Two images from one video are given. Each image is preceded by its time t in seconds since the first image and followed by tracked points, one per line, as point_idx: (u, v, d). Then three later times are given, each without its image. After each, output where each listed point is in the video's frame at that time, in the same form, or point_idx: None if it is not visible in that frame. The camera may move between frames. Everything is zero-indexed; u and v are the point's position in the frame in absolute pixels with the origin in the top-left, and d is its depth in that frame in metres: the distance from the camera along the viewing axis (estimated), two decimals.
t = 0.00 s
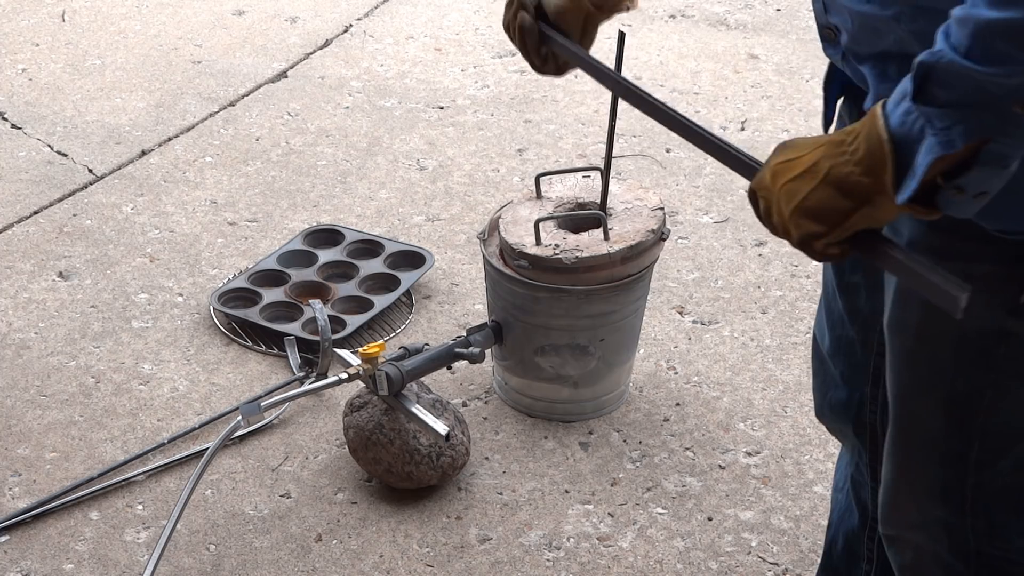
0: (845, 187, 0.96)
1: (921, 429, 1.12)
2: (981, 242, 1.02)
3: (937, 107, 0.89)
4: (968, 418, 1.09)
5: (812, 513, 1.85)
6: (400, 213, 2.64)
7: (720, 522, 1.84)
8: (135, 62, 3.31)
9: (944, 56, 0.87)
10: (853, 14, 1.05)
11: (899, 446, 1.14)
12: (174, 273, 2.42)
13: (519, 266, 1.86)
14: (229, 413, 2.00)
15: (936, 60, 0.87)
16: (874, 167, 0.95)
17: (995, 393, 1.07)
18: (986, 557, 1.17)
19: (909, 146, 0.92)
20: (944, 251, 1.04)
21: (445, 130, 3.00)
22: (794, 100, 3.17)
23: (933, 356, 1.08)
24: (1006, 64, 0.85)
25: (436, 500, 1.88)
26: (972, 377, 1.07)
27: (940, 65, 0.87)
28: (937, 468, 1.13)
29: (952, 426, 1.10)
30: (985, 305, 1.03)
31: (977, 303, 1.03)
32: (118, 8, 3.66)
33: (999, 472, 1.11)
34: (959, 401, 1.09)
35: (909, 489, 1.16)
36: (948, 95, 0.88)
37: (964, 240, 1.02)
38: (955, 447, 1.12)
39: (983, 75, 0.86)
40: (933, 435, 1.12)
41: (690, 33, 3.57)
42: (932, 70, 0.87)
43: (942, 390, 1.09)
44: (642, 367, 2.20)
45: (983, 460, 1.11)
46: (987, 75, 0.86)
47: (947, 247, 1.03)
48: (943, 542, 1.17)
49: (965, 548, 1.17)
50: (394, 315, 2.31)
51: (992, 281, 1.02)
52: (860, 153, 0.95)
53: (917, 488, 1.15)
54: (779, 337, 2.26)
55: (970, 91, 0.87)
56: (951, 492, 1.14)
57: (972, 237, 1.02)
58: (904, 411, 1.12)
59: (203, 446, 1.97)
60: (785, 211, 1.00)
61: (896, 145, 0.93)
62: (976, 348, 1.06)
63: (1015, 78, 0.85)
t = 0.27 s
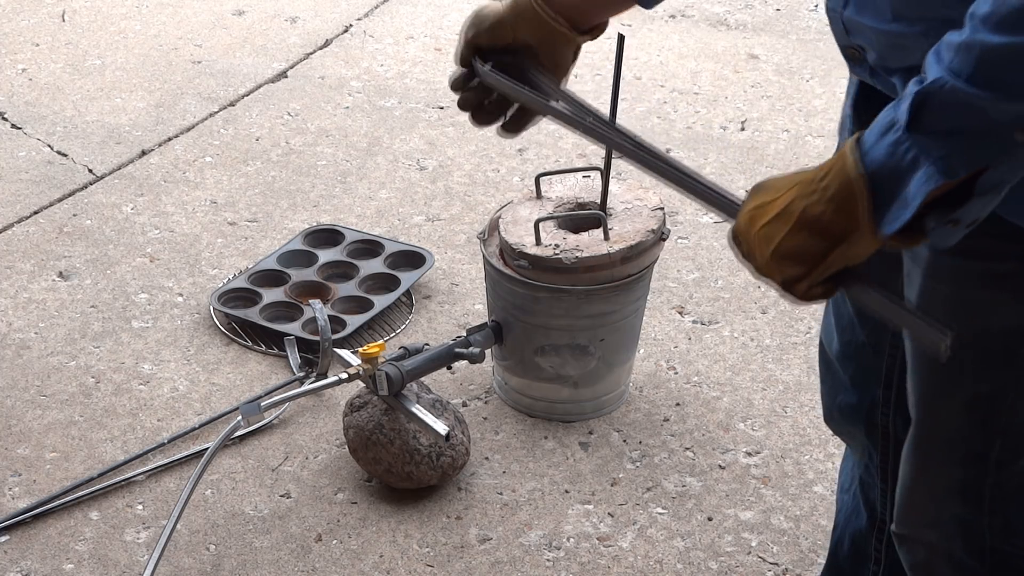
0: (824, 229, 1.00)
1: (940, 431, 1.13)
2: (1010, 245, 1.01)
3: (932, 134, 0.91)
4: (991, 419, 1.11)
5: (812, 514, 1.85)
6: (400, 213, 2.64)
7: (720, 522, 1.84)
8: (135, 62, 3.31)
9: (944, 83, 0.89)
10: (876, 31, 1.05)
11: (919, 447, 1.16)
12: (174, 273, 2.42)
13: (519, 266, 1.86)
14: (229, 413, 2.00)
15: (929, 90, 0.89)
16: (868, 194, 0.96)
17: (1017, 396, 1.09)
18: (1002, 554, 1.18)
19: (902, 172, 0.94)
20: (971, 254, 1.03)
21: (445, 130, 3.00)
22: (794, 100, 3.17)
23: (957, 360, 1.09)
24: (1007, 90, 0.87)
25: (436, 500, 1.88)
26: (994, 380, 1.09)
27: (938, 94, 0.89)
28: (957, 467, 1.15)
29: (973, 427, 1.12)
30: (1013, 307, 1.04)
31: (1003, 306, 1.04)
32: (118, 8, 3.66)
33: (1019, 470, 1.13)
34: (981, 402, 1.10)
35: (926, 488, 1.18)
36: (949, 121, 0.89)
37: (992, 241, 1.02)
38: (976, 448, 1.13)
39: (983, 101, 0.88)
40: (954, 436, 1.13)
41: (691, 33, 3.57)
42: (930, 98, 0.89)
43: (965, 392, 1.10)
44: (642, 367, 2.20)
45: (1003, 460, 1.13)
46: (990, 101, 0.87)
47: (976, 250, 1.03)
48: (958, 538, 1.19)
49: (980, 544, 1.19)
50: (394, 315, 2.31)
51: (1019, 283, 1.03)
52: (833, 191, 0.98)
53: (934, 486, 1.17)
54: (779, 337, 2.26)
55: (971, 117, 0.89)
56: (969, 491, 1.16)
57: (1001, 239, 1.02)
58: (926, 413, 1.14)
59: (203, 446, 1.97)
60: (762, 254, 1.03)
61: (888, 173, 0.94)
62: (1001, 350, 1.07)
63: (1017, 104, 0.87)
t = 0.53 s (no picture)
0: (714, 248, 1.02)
1: (955, 428, 1.10)
2: None
3: (836, 166, 0.91)
4: (1007, 416, 1.08)
5: (812, 514, 1.85)
6: (401, 213, 2.64)
7: (720, 522, 1.84)
8: (135, 62, 3.31)
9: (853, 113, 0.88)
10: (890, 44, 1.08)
11: (933, 445, 1.12)
12: (174, 273, 2.42)
13: (520, 266, 1.86)
14: (229, 413, 2.00)
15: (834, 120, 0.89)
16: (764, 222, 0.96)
17: None
18: (1012, 552, 1.16)
19: (801, 202, 0.93)
20: (990, 251, 1.01)
21: (445, 130, 3.00)
22: (794, 100, 3.17)
23: (975, 356, 1.06)
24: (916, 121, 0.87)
25: (436, 500, 1.88)
26: (1013, 375, 1.06)
27: (845, 124, 0.88)
28: (971, 465, 1.11)
29: (990, 424, 1.09)
30: None
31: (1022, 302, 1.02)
32: (118, 8, 3.66)
33: None
34: (999, 399, 1.07)
35: (938, 486, 1.14)
36: (856, 151, 0.89)
37: (1012, 238, 1.00)
38: (992, 445, 1.09)
39: (891, 131, 0.87)
40: (969, 433, 1.10)
41: (691, 33, 3.57)
42: (836, 129, 0.89)
43: (982, 388, 1.07)
44: (642, 367, 2.20)
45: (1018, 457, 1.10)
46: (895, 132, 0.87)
47: (995, 247, 1.00)
48: (968, 537, 1.16)
49: (990, 542, 1.16)
50: (394, 315, 2.31)
51: None
52: (725, 218, 1.00)
53: (947, 485, 1.13)
54: (779, 337, 2.26)
55: (878, 147, 0.88)
56: (982, 488, 1.12)
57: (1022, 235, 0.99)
58: (941, 411, 1.10)
59: (203, 446, 1.97)
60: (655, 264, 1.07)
61: (787, 204, 0.94)
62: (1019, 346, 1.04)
63: (925, 134, 0.87)
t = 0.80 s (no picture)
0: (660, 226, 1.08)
1: (955, 421, 1.08)
2: None
3: (768, 144, 0.90)
4: (1009, 411, 1.05)
5: (812, 514, 1.85)
6: (401, 213, 2.64)
7: (721, 522, 1.83)
8: (135, 62, 3.31)
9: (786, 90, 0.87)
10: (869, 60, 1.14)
11: (934, 440, 1.10)
12: (174, 273, 2.42)
13: (519, 266, 1.86)
14: (229, 413, 2.00)
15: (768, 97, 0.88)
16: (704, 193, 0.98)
17: None
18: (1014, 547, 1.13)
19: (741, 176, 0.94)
20: (994, 244, 0.98)
21: (445, 130, 3.00)
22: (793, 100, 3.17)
23: (977, 350, 1.03)
24: (843, 101, 0.85)
25: (436, 500, 1.88)
26: (1015, 369, 1.03)
27: (777, 102, 0.88)
28: (972, 460, 1.09)
29: (991, 419, 1.06)
30: None
31: None
32: (118, 8, 3.66)
33: None
34: (1001, 393, 1.05)
35: (939, 481, 1.12)
36: (789, 128, 0.88)
37: (1017, 231, 0.96)
38: (994, 440, 1.07)
39: (818, 109, 0.86)
40: (970, 427, 1.07)
41: (691, 33, 3.57)
42: (767, 107, 0.88)
43: (983, 382, 1.05)
44: (642, 367, 2.20)
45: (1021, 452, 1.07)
46: (822, 111, 0.86)
47: (998, 241, 0.97)
48: (970, 534, 1.14)
49: (992, 538, 1.13)
50: (394, 315, 2.31)
51: None
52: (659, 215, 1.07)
53: (948, 479, 1.11)
54: (779, 337, 2.26)
55: (809, 125, 0.87)
56: (984, 484, 1.10)
57: None
58: (943, 404, 1.08)
59: (203, 446, 1.97)
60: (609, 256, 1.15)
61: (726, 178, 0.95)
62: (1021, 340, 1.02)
63: (855, 115, 0.85)
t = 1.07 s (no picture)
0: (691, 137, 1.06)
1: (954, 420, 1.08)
2: None
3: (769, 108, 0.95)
4: (1008, 408, 1.05)
5: (812, 514, 1.85)
6: (401, 213, 2.64)
7: (721, 522, 1.84)
8: (135, 62, 3.31)
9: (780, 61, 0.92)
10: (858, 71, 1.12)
11: (933, 438, 1.10)
12: (174, 273, 2.42)
13: (519, 266, 1.85)
14: (229, 413, 2.00)
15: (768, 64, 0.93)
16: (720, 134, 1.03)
17: None
18: (1013, 542, 1.13)
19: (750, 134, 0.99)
20: (992, 241, 0.98)
21: (445, 130, 3.00)
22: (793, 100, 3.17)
23: (976, 347, 1.03)
24: (827, 77, 0.89)
25: (436, 500, 1.88)
26: (1013, 366, 1.03)
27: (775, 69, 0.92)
28: (972, 457, 1.09)
29: (990, 416, 1.06)
30: None
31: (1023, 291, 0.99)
32: (118, 8, 3.66)
33: None
34: (999, 390, 1.05)
35: (938, 479, 1.12)
36: (784, 96, 0.93)
37: (1014, 227, 0.97)
38: (993, 437, 1.07)
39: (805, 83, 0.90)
40: (969, 425, 1.07)
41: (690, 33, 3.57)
42: (767, 73, 0.93)
43: (981, 380, 1.05)
44: (642, 367, 2.20)
45: (1019, 448, 1.08)
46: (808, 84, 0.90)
47: (995, 237, 0.98)
48: (970, 531, 1.14)
49: (991, 535, 1.14)
50: (394, 315, 2.31)
51: None
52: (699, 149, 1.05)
53: (947, 477, 1.11)
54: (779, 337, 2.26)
55: (799, 96, 0.91)
56: (983, 481, 1.10)
57: None
58: (942, 402, 1.08)
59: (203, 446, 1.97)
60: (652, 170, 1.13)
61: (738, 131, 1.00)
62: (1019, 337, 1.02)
63: (835, 91, 0.89)
